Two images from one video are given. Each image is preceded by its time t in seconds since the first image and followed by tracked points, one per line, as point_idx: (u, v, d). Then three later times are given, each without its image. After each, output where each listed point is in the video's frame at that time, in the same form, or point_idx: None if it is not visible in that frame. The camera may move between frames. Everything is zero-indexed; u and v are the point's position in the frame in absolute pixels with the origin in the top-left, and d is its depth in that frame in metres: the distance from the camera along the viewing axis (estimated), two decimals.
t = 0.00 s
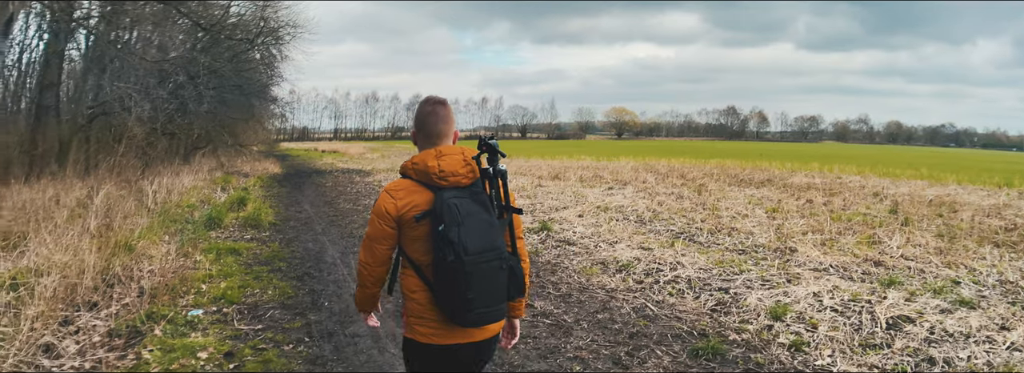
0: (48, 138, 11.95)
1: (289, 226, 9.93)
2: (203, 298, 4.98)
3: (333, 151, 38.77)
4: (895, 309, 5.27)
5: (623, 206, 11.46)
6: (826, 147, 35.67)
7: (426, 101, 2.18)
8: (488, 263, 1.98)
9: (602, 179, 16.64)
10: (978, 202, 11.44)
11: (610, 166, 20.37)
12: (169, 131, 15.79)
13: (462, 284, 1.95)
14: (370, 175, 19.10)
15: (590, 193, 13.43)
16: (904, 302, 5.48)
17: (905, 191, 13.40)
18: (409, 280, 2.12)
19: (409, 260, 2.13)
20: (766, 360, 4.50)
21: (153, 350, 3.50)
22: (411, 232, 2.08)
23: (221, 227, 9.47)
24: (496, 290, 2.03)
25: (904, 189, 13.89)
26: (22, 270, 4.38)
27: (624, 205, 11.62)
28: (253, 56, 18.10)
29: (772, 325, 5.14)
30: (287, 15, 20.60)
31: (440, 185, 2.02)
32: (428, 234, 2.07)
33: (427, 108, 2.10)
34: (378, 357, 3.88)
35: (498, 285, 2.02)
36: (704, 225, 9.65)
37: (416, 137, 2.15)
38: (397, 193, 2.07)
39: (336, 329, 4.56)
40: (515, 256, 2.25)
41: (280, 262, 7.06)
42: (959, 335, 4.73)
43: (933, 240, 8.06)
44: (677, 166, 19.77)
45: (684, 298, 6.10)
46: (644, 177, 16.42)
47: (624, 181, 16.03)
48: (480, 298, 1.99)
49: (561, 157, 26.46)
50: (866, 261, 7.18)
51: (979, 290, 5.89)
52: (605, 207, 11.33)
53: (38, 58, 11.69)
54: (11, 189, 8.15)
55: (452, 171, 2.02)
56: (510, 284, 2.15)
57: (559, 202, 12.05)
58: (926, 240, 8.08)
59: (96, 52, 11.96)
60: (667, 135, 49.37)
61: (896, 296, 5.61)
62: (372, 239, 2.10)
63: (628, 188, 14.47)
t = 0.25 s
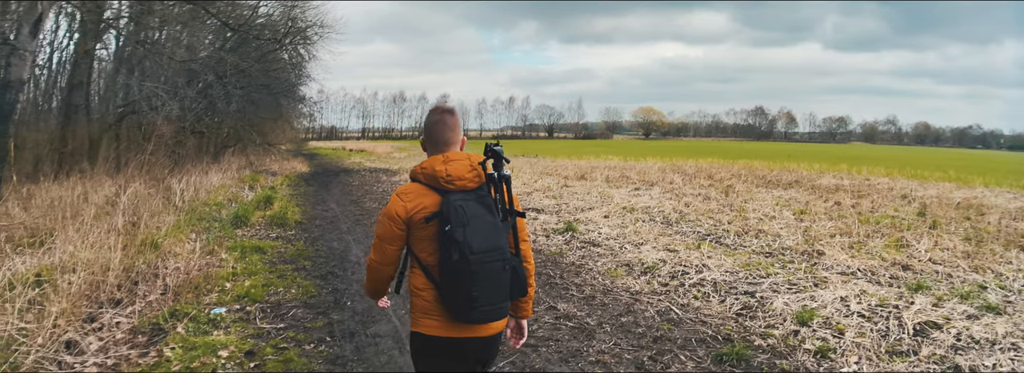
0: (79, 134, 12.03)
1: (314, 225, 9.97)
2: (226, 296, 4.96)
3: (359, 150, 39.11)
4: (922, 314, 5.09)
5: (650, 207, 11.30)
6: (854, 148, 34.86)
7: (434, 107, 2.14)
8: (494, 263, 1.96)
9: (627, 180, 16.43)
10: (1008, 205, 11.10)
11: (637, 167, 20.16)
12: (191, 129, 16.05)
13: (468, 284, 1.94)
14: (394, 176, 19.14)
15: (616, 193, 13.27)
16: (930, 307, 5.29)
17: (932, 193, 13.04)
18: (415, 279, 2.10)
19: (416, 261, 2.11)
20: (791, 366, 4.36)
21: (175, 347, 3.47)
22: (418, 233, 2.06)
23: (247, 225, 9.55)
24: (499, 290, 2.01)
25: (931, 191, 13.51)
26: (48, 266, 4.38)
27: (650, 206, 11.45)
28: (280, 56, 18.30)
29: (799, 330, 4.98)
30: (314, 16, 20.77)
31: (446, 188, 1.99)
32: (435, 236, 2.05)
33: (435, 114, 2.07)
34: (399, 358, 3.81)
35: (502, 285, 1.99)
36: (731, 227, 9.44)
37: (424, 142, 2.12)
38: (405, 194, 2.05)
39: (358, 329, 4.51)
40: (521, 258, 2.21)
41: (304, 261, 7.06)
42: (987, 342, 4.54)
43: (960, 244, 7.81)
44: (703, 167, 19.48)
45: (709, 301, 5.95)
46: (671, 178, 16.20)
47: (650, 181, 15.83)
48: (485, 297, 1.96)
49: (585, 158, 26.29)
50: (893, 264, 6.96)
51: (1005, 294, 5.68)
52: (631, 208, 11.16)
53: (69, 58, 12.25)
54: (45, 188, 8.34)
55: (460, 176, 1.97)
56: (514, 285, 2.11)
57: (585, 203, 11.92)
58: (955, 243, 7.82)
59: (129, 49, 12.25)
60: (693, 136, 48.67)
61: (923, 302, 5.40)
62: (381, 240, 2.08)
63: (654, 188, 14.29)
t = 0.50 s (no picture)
0: (105, 134, 12.56)
1: (336, 224, 10.02)
2: (247, 295, 4.97)
3: (383, 149, 39.37)
4: (945, 319, 4.96)
5: (673, 208, 11.12)
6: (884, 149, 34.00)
7: (447, 114, 2.19)
8: (499, 265, 1.97)
9: (652, 180, 16.18)
10: None
11: (662, 167, 19.90)
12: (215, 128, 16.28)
13: (474, 284, 1.94)
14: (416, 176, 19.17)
15: (640, 194, 13.09)
16: (954, 312, 5.14)
17: (958, 194, 12.71)
18: (422, 278, 2.12)
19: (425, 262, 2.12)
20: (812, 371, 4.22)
21: (194, 345, 3.46)
22: (427, 234, 2.08)
23: (270, 224, 9.63)
24: (504, 292, 2.02)
25: (956, 193, 13.14)
26: (71, 264, 4.41)
27: (674, 207, 11.26)
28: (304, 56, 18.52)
29: (822, 335, 4.82)
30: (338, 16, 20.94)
31: (456, 190, 2.01)
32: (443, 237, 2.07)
33: (447, 120, 2.11)
34: (417, 359, 3.75)
35: (507, 286, 2.01)
36: (755, 228, 9.23)
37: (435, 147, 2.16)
38: (416, 195, 2.07)
39: (376, 329, 4.47)
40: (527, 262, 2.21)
41: (326, 260, 7.07)
42: (1010, 348, 4.48)
43: (985, 247, 7.60)
44: (728, 167, 19.16)
45: (732, 304, 5.79)
46: (695, 179, 15.94)
47: (674, 182, 15.60)
48: (489, 298, 1.98)
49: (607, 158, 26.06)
50: (917, 267, 6.77)
51: None
52: (654, 209, 10.98)
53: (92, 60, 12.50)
54: (73, 185, 8.50)
55: (469, 179, 2.00)
56: (518, 287, 2.11)
57: (607, 203, 11.77)
58: (980, 247, 7.60)
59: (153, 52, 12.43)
60: (718, 136, 47.92)
61: (947, 306, 5.24)
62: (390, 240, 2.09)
63: (678, 189, 14.07)
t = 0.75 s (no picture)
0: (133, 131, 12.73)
1: (361, 223, 10.06)
2: (269, 293, 4.98)
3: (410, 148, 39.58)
4: (973, 326, 4.74)
5: (701, 209, 10.89)
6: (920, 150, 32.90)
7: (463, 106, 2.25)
8: (506, 254, 2.13)
9: (679, 181, 15.90)
10: None
11: (690, 167, 19.56)
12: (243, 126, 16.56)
13: (484, 273, 2.09)
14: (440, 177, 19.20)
15: (666, 194, 12.87)
16: (982, 317, 4.92)
17: (987, 197, 12.24)
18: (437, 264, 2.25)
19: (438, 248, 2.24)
20: None
21: (214, 344, 3.45)
22: (442, 223, 2.20)
23: (295, 222, 9.71)
24: (511, 279, 2.17)
25: (987, 195, 12.67)
26: (97, 260, 4.48)
27: (701, 207, 11.03)
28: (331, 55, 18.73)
29: (849, 341, 4.64)
30: (365, 15, 21.10)
31: (471, 183, 2.13)
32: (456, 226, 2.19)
33: (464, 114, 2.18)
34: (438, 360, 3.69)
35: (514, 274, 2.16)
36: (784, 230, 8.97)
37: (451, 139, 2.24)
38: (432, 186, 2.17)
39: (397, 330, 4.43)
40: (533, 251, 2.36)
41: (349, 259, 7.08)
42: None
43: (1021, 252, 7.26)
44: (756, 168, 18.75)
45: (758, 308, 5.61)
46: (723, 179, 15.61)
47: (701, 183, 15.31)
48: (498, 284, 2.13)
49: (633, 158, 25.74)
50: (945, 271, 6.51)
51: None
52: (681, 210, 10.76)
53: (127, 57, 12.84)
54: (103, 182, 8.68)
55: (483, 173, 2.12)
56: (525, 274, 2.26)
57: (634, 204, 11.58)
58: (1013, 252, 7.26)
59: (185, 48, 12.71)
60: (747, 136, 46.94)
61: (975, 311, 5.03)
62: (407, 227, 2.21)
63: (706, 190, 13.79)
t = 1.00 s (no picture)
0: (158, 129, 13.57)
1: (382, 221, 10.10)
2: (288, 291, 4.99)
3: (432, 147, 39.68)
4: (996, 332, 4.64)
5: (724, 210, 10.68)
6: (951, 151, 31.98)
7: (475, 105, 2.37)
8: (518, 246, 2.20)
9: (703, 180, 15.67)
10: None
11: (713, 167, 19.25)
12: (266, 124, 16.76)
13: (496, 264, 2.17)
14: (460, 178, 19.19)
15: (689, 194, 12.68)
16: (1006, 323, 4.80)
17: (1015, 198, 11.87)
18: (452, 256, 2.33)
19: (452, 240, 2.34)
20: None
21: (231, 342, 3.44)
22: (455, 216, 2.29)
23: (316, 221, 9.77)
24: (522, 270, 2.24)
25: (1013, 196, 12.31)
26: (118, 257, 4.54)
27: (724, 208, 10.82)
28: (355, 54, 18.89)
29: (873, 347, 4.49)
30: (388, 14, 21.24)
31: (483, 177, 2.22)
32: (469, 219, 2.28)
33: (476, 112, 2.30)
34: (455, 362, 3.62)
35: (525, 266, 2.23)
36: (808, 232, 8.75)
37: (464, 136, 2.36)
38: (445, 181, 2.28)
39: (415, 330, 4.38)
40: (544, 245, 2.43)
41: (369, 258, 7.09)
42: None
43: None
44: (780, 168, 18.40)
45: (781, 312, 5.45)
46: (747, 179, 15.32)
47: (724, 183, 15.04)
48: (510, 275, 2.20)
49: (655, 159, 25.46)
50: (968, 276, 6.33)
51: None
52: (704, 210, 10.58)
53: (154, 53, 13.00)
54: (128, 181, 8.83)
55: (494, 168, 2.21)
56: (536, 266, 2.33)
57: (656, 204, 11.41)
58: None
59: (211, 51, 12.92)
60: (772, 136, 46.04)
61: (999, 317, 4.91)
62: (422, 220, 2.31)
63: (729, 190, 13.54)
